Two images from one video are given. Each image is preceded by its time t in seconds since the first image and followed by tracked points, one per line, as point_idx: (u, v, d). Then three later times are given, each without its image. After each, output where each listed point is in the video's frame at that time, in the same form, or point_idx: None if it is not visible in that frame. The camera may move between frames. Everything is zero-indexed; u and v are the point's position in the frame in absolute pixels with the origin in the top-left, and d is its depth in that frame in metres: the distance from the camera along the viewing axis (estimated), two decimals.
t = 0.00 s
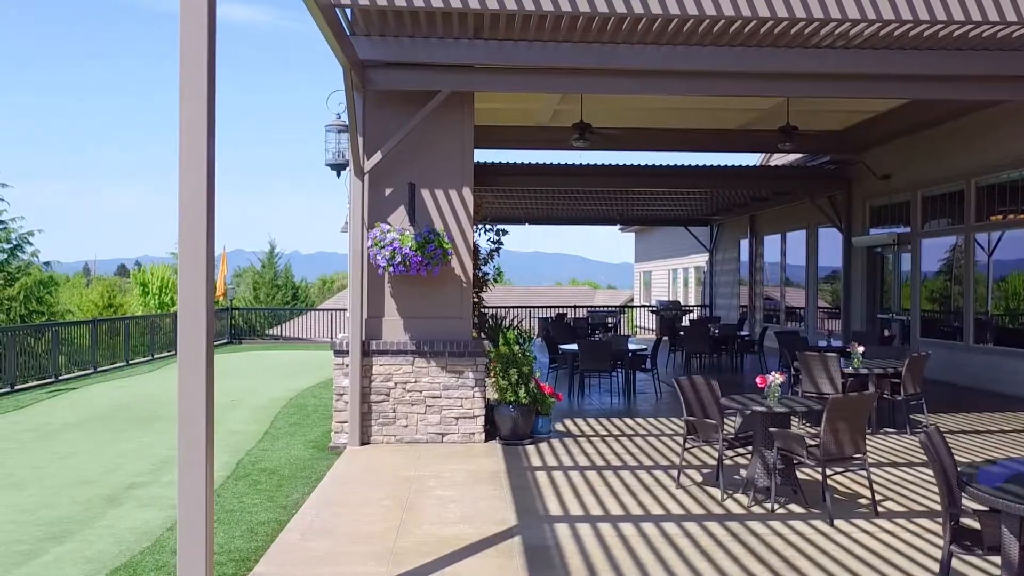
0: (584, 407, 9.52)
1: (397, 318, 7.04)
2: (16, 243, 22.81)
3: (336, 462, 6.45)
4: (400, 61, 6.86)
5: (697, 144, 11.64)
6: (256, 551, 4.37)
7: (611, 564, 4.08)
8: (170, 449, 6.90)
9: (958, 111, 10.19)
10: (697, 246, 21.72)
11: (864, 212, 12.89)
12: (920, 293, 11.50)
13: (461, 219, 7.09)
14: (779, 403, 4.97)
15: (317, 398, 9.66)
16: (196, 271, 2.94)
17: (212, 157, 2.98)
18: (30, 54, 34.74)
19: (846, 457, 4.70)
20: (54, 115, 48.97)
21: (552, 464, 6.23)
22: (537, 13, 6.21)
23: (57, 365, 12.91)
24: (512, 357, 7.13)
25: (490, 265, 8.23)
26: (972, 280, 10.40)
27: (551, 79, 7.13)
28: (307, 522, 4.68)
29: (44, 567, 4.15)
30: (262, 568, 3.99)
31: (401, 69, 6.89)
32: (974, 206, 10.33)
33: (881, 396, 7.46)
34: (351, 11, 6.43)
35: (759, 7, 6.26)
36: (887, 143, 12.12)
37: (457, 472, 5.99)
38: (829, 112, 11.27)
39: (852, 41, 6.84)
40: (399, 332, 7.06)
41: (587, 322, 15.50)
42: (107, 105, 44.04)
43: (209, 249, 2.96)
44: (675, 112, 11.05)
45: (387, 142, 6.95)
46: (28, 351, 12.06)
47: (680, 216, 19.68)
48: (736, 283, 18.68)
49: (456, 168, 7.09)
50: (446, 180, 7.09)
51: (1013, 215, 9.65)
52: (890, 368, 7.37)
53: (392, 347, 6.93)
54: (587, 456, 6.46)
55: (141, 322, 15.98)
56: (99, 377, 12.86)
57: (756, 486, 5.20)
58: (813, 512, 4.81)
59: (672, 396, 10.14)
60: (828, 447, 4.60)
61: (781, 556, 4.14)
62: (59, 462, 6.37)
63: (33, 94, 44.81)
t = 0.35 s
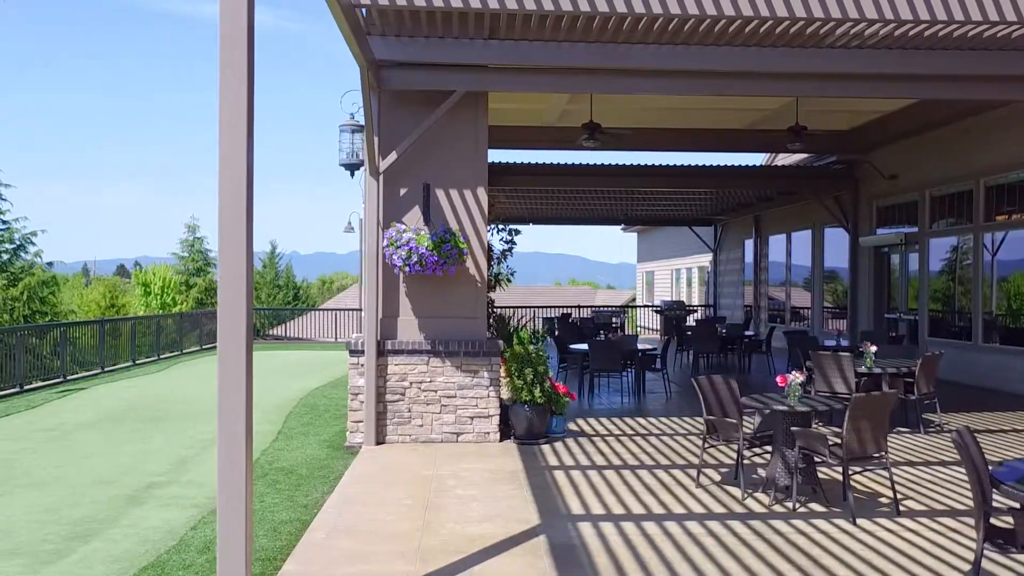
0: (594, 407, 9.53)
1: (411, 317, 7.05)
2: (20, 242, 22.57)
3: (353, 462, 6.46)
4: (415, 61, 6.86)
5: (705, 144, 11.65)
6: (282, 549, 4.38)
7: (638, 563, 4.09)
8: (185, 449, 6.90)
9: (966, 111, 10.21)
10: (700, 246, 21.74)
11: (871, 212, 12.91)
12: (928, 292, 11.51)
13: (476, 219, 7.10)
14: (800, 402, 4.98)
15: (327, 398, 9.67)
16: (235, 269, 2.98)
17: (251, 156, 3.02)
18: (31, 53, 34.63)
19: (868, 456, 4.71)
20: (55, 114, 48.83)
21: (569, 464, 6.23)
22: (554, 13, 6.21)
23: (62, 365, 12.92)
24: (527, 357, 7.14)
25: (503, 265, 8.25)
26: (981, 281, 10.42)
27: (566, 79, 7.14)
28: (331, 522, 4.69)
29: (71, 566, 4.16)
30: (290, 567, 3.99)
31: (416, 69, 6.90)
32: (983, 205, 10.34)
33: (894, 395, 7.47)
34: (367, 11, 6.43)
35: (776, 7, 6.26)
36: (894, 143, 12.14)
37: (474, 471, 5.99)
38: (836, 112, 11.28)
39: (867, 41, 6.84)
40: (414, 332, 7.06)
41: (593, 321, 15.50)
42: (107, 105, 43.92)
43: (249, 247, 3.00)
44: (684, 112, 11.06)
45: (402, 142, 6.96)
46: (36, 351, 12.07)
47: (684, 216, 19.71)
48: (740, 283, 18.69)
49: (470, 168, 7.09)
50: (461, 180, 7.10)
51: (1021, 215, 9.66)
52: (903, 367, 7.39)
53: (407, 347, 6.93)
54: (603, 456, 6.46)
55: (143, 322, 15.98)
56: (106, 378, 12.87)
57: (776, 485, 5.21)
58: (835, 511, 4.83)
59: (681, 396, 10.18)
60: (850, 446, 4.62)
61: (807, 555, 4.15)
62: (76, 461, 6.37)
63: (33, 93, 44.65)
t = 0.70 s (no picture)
0: (603, 407, 9.54)
1: (425, 318, 7.06)
2: (23, 243, 22.40)
3: (368, 462, 6.46)
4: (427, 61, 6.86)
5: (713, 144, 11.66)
6: (305, 549, 4.39)
7: (662, 563, 4.08)
8: (199, 449, 6.89)
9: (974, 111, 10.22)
10: (705, 246, 21.75)
11: (878, 213, 12.92)
12: (936, 293, 11.51)
13: (489, 219, 7.10)
14: (819, 402, 4.99)
15: (337, 398, 9.68)
16: (270, 269, 3.04)
17: (285, 159, 3.07)
18: (32, 53, 34.52)
19: (889, 456, 4.72)
20: (55, 114, 48.73)
21: (585, 463, 6.23)
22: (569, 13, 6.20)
23: (70, 366, 12.93)
24: (541, 357, 7.13)
25: (515, 264, 8.25)
26: (991, 281, 10.40)
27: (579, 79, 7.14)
28: (352, 521, 4.69)
29: (95, 565, 4.16)
30: (313, 566, 3.99)
31: (431, 69, 6.90)
32: (992, 205, 10.34)
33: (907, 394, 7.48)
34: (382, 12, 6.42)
35: (791, 7, 6.25)
36: (901, 144, 12.15)
37: (491, 471, 5.99)
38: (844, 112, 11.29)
39: (882, 42, 6.84)
40: (428, 332, 7.07)
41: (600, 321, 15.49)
42: (107, 104, 43.83)
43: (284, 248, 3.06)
44: (693, 112, 11.06)
45: (415, 143, 6.96)
46: (43, 352, 12.08)
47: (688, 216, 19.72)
48: (745, 283, 18.70)
49: (484, 169, 7.10)
50: (474, 180, 7.10)
51: None
52: (915, 367, 7.40)
53: (421, 348, 6.94)
54: (618, 456, 6.46)
55: (148, 322, 15.98)
56: (112, 379, 12.86)
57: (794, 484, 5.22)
58: (854, 511, 4.83)
59: (689, 396, 10.22)
60: (871, 446, 4.62)
61: (831, 554, 4.15)
62: (91, 462, 6.38)
63: (33, 92, 44.56)
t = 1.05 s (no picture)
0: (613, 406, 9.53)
1: (439, 317, 7.05)
2: (27, 243, 22.08)
3: (384, 462, 6.46)
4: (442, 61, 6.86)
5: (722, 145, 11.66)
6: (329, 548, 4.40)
7: (690, 563, 4.08)
8: (214, 449, 6.88)
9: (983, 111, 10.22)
10: (709, 246, 21.73)
11: (885, 212, 12.92)
12: (944, 292, 11.49)
13: (504, 219, 7.10)
14: (840, 401, 4.98)
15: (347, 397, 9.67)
16: (305, 270, 3.18)
17: (322, 162, 3.20)
18: (31, 52, 34.32)
19: (911, 455, 4.71)
20: (55, 113, 48.47)
21: (602, 463, 6.23)
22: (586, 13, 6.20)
23: (76, 367, 12.93)
24: (556, 356, 7.13)
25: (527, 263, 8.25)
26: (1000, 280, 10.39)
27: (594, 79, 7.14)
28: (375, 521, 4.69)
29: (121, 565, 4.16)
30: (340, 565, 3.98)
31: (446, 70, 6.89)
32: (1001, 204, 10.33)
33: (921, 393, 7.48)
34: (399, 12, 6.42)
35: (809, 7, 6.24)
36: (908, 143, 12.16)
37: (508, 470, 5.98)
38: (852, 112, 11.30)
39: (897, 42, 6.82)
40: (442, 331, 7.07)
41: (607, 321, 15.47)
42: (107, 103, 43.65)
43: (319, 249, 3.19)
44: (702, 112, 11.06)
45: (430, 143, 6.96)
46: (51, 351, 12.06)
47: (692, 216, 19.72)
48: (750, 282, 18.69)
49: (498, 169, 7.10)
50: (489, 180, 7.10)
51: None
52: (929, 366, 7.40)
53: (436, 347, 6.94)
54: (634, 455, 6.45)
55: (152, 322, 15.97)
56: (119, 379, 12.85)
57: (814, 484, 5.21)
58: (877, 510, 4.84)
59: (699, 396, 10.24)
60: (894, 445, 4.62)
61: (857, 554, 4.16)
62: (107, 461, 6.36)
63: (33, 91, 44.31)
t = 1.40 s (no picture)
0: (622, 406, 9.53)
1: (452, 317, 7.05)
2: (30, 243, 22.03)
3: (398, 461, 6.46)
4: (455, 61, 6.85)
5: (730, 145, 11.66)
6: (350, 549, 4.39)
7: (713, 563, 4.06)
8: (227, 449, 6.87)
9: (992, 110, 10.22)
10: (713, 246, 21.73)
11: (892, 212, 12.93)
12: (952, 292, 11.48)
13: (516, 219, 7.09)
14: (859, 401, 4.97)
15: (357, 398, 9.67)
16: (339, 270, 3.19)
17: (354, 160, 3.21)
18: (32, 52, 34.30)
19: (932, 454, 4.71)
20: (55, 112, 48.46)
21: (616, 462, 6.22)
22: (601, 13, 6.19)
23: (81, 368, 12.92)
24: (569, 356, 7.12)
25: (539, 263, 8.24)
26: (1009, 280, 10.38)
27: (607, 78, 7.13)
28: (395, 521, 4.68)
29: (143, 565, 4.14)
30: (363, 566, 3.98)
31: (459, 69, 6.88)
32: (1010, 204, 10.31)
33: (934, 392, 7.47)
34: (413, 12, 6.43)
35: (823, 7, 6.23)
36: (916, 143, 12.15)
37: (523, 470, 5.97)
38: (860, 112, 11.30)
39: (910, 41, 6.82)
40: (455, 331, 7.06)
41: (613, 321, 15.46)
42: (109, 103, 43.56)
43: (352, 249, 3.19)
44: (710, 113, 11.06)
45: (443, 142, 6.95)
46: (57, 351, 12.07)
47: (696, 216, 19.73)
48: (754, 282, 18.69)
49: (511, 169, 7.09)
50: (501, 180, 7.09)
51: None
52: (942, 365, 7.39)
53: (448, 347, 6.93)
54: (648, 455, 6.45)
55: (157, 323, 15.98)
56: (126, 379, 12.84)
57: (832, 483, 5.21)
58: (897, 510, 4.84)
59: (708, 396, 10.25)
60: (915, 445, 4.61)
61: (881, 554, 4.15)
62: (121, 462, 6.35)
63: (34, 91, 44.29)
